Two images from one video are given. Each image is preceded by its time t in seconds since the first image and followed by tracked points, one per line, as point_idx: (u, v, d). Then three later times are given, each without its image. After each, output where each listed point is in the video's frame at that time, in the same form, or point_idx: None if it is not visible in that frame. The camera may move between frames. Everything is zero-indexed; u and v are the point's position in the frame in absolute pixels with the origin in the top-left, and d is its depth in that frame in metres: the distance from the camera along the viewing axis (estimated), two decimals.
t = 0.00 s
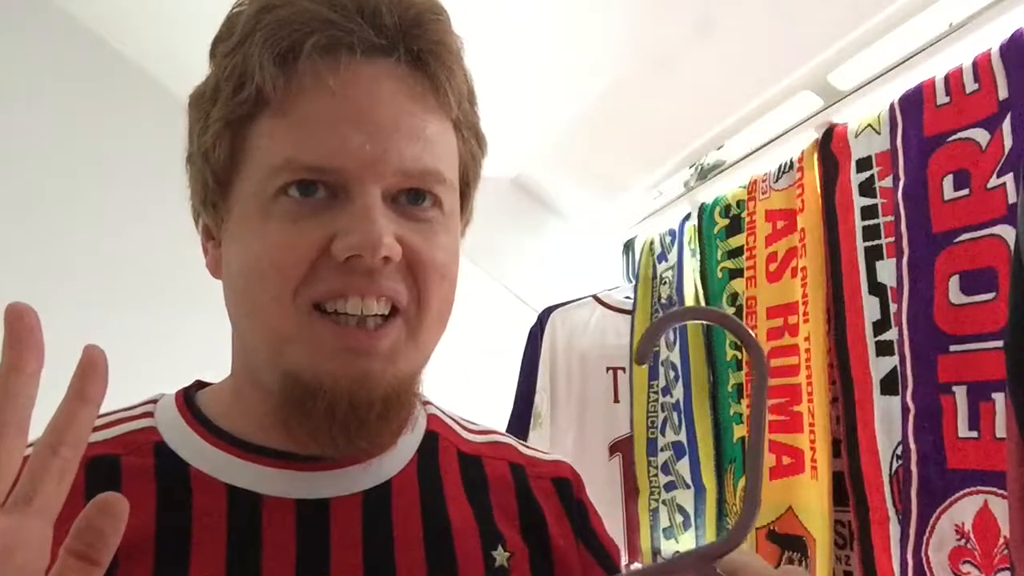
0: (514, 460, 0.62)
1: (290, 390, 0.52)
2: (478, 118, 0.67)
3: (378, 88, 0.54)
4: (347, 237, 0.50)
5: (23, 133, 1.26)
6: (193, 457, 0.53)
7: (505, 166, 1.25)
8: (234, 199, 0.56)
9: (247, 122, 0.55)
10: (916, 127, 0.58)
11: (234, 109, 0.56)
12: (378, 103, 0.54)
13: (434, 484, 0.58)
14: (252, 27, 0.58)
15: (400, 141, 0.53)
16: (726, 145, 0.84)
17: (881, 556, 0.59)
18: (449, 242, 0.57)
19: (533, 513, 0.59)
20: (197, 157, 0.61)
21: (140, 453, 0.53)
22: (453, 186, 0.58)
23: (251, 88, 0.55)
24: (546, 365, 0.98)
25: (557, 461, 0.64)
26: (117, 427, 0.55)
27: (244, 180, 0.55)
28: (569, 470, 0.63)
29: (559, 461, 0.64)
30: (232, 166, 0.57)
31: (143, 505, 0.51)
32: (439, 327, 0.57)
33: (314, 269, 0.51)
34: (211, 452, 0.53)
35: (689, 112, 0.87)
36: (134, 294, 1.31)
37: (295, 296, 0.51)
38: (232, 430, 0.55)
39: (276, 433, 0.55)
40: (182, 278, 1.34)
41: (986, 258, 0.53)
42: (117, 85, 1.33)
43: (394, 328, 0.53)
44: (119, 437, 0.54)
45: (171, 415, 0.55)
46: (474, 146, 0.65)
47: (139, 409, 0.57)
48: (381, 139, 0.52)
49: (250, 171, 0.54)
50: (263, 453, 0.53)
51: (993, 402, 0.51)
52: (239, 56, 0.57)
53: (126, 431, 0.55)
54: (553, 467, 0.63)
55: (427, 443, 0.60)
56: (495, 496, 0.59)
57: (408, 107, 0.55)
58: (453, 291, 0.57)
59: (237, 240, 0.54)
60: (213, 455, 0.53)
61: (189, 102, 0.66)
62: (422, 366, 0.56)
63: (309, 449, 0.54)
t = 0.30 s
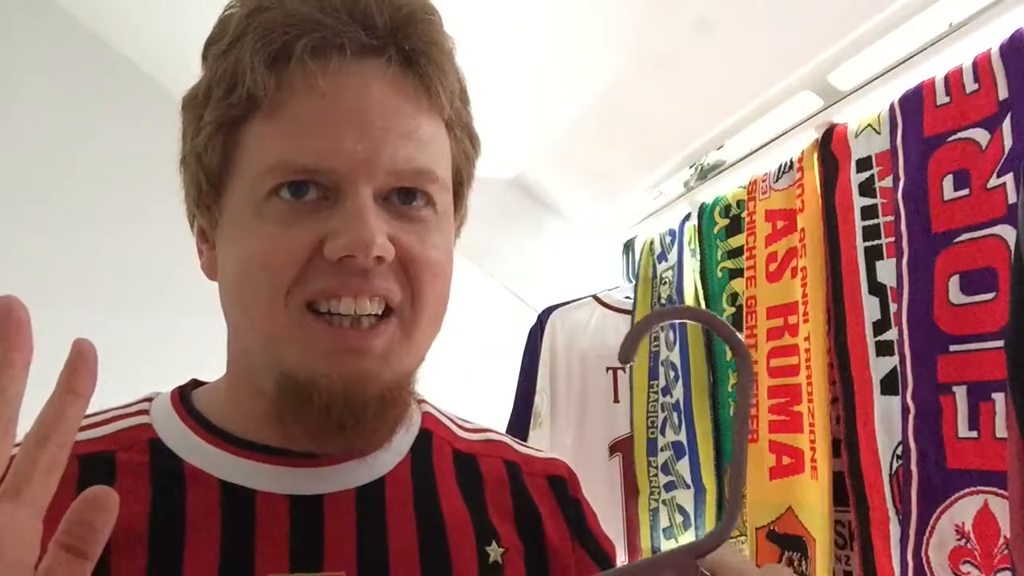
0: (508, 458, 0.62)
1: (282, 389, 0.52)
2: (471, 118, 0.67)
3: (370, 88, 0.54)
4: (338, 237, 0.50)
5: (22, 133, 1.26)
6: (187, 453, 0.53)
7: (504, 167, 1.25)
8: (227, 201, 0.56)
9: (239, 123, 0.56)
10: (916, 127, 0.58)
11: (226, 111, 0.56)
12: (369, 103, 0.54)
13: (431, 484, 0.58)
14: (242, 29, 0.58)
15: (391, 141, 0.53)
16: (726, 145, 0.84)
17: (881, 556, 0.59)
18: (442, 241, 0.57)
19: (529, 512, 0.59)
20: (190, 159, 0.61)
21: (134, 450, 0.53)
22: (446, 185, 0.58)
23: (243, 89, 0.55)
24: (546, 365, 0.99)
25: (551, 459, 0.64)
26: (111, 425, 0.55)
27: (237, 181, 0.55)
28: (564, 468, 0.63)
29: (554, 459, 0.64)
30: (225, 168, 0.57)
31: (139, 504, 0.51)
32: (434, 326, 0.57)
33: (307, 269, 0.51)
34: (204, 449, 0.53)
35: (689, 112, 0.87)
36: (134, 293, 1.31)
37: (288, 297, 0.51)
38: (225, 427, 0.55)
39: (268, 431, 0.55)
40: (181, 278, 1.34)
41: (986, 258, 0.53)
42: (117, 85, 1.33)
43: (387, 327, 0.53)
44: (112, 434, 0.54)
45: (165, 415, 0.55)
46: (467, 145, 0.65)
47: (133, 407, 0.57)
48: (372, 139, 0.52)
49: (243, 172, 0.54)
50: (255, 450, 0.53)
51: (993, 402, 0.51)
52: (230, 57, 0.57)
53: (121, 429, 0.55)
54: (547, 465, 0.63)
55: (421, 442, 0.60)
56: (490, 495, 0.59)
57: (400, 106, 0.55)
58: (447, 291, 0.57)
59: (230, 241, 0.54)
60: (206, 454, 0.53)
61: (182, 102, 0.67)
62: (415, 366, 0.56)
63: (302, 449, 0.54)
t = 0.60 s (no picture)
0: (506, 459, 0.62)
1: (288, 397, 0.52)
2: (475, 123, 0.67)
3: (379, 94, 0.54)
4: (347, 246, 0.50)
5: (21, 132, 1.26)
6: (187, 453, 0.53)
7: (504, 167, 1.25)
8: (233, 204, 0.55)
9: (246, 127, 0.55)
10: (916, 127, 0.58)
11: (234, 114, 0.56)
12: (378, 110, 0.54)
13: (430, 485, 0.58)
14: (252, 33, 0.58)
15: (398, 148, 0.53)
16: (726, 145, 0.84)
17: (881, 555, 0.59)
18: (445, 247, 0.57)
19: (527, 513, 0.59)
20: (194, 161, 0.61)
21: (133, 450, 0.54)
22: (451, 193, 0.58)
23: (252, 93, 0.55)
24: (546, 366, 0.99)
25: (549, 461, 0.64)
26: (110, 425, 0.55)
27: (243, 184, 0.55)
28: (562, 470, 0.64)
29: (552, 461, 0.64)
30: (231, 171, 0.56)
31: (138, 504, 0.51)
32: (436, 330, 0.56)
33: (315, 279, 0.50)
34: (205, 450, 0.53)
35: (688, 112, 0.87)
36: (134, 292, 1.31)
37: (294, 307, 0.51)
38: (227, 429, 0.55)
39: (273, 435, 0.55)
40: (181, 277, 1.34)
41: (986, 258, 0.53)
42: (116, 85, 1.33)
43: (391, 325, 0.51)
44: (111, 434, 0.54)
45: (165, 415, 0.55)
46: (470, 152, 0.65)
47: (133, 407, 0.57)
48: (380, 146, 0.52)
49: (249, 176, 0.54)
50: (259, 456, 0.53)
51: (993, 402, 0.51)
52: (239, 61, 0.57)
53: (119, 429, 0.55)
54: (545, 466, 0.63)
55: (420, 443, 0.60)
56: (488, 496, 0.59)
57: (408, 114, 0.55)
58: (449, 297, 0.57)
59: (235, 245, 0.54)
60: (207, 456, 0.53)
61: (186, 103, 0.66)
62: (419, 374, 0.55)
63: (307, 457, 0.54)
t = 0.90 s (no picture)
0: (506, 461, 0.62)
1: (287, 398, 0.52)
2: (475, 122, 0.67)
3: (378, 93, 0.54)
4: (346, 245, 0.50)
5: (22, 132, 1.26)
6: (184, 454, 0.53)
7: (504, 167, 1.25)
8: (232, 204, 0.55)
9: (245, 126, 0.56)
10: (916, 127, 0.58)
11: (234, 113, 0.56)
12: (377, 109, 0.54)
13: (429, 486, 0.58)
14: (251, 32, 0.58)
15: (398, 146, 0.53)
16: (725, 145, 0.84)
17: (881, 555, 0.59)
18: (445, 247, 0.57)
19: (527, 513, 0.59)
20: (194, 160, 0.61)
21: (132, 451, 0.54)
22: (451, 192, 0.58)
23: (251, 92, 0.55)
24: (546, 365, 0.99)
25: (549, 463, 0.64)
26: (109, 426, 0.55)
27: (242, 183, 0.55)
28: (562, 471, 0.64)
29: (551, 462, 0.64)
30: (230, 171, 0.56)
31: (138, 505, 0.51)
32: (437, 331, 0.56)
33: (313, 278, 0.50)
34: (204, 451, 0.53)
35: (689, 112, 0.87)
36: (133, 292, 1.31)
37: (293, 306, 0.50)
38: (227, 431, 0.55)
39: (273, 436, 0.55)
40: (181, 277, 1.34)
41: (986, 258, 0.53)
42: (116, 85, 1.33)
43: (392, 324, 0.51)
44: (110, 435, 0.54)
45: (165, 415, 0.55)
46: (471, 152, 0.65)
47: (132, 408, 0.57)
48: (380, 145, 0.52)
49: (249, 175, 0.54)
50: (258, 457, 0.53)
51: (993, 402, 0.51)
52: (238, 60, 0.57)
53: (118, 430, 0.55)
54: (545, 468, 0.63)
55: (419, 443, 0.60)
56: (487, 496, 0.59)
57: (408, 113, 0.55)
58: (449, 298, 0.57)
59: (235, 245, 0.54)
60: (205, 458, 0.53)
61: (185, 104, 0.67)
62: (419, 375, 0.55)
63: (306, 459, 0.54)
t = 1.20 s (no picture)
0: (505, 461, 0.62)
1: (282, 398, 0.52)
2: (470, 120, 0.67)
3: (371, 93, 0.54)
4: (341, 245, 0.50)
5: (22, 133, 1.26)
6: (180, 455, 0.53)
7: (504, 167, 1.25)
8: (227, 206, 0.55)
9: (239, 127, 0.55)
10: (916, 127, 0.58)
11: (227, 113, 0.56)
12: (370, 108, 0.54)
13: (428, 486, 0.58)
14: (242, 32, 0.58)
15: (391, 146, 0.53)
16: (726, 145, 0.84)
17: (881, 555, 0.59)
18: (441, 246, 0.57)
19: (525, 513, 0.59)
20: (188, 161, 0.61)
21: (130, 453, 0.54)
22: (445, 191, 0.59)
23: (244, 92, 0.55)
24: (546, 365, 0.98)
25: (548, 463, 0.64)
26: (107, 427, 0.55)
27: (237, 184, 0.55)
28: (560, 471, 0.64)
29: (550, 462, 0.65)
30: (224, 172, 0.56)
31: (137, 507, 0.51)
32: (434, 331, 0.56)
33: (308, 278, 0.50)
34: (199, 453, 0.53)
35: (689, 112, 0.87)
36: (134, 292, 1.31)
37: (289, 307, 0.50)
38: (223, 432, 0.55)
39: (268, 436, 0.55)
40: (182, 277, 1.34)
41: (986, 258, 0.53)
42: (116, 85, 1.33)
43: (388, 331, 0.52)
44: (108, 437, 0.54)
45: (160, 417, 0.55)
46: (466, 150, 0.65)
47: (130, 409, 0.57)
48: (373, 144, 0.52)
49: (243, 177, 0.54)
50: (253, 458, 0.53)
51: (993, 402, 0.51)
52: (231, 60, 0.57)
53: (116, 432, 0.55)
54: (544, 468, 0.63)
55: (418, 443, 0.60)
56: (486, 496, 0.59)
57: (401, 112, 0.55)
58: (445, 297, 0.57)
59: (230, 246, 0.54)
60: (201, 459, 0.53)
61: (180, 103, 0.66)
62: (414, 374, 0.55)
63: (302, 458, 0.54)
